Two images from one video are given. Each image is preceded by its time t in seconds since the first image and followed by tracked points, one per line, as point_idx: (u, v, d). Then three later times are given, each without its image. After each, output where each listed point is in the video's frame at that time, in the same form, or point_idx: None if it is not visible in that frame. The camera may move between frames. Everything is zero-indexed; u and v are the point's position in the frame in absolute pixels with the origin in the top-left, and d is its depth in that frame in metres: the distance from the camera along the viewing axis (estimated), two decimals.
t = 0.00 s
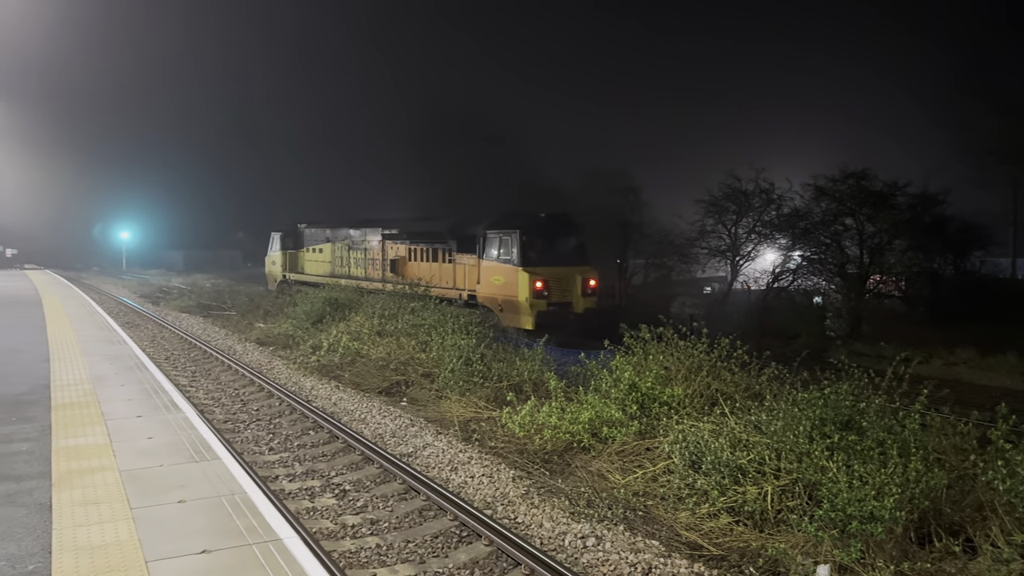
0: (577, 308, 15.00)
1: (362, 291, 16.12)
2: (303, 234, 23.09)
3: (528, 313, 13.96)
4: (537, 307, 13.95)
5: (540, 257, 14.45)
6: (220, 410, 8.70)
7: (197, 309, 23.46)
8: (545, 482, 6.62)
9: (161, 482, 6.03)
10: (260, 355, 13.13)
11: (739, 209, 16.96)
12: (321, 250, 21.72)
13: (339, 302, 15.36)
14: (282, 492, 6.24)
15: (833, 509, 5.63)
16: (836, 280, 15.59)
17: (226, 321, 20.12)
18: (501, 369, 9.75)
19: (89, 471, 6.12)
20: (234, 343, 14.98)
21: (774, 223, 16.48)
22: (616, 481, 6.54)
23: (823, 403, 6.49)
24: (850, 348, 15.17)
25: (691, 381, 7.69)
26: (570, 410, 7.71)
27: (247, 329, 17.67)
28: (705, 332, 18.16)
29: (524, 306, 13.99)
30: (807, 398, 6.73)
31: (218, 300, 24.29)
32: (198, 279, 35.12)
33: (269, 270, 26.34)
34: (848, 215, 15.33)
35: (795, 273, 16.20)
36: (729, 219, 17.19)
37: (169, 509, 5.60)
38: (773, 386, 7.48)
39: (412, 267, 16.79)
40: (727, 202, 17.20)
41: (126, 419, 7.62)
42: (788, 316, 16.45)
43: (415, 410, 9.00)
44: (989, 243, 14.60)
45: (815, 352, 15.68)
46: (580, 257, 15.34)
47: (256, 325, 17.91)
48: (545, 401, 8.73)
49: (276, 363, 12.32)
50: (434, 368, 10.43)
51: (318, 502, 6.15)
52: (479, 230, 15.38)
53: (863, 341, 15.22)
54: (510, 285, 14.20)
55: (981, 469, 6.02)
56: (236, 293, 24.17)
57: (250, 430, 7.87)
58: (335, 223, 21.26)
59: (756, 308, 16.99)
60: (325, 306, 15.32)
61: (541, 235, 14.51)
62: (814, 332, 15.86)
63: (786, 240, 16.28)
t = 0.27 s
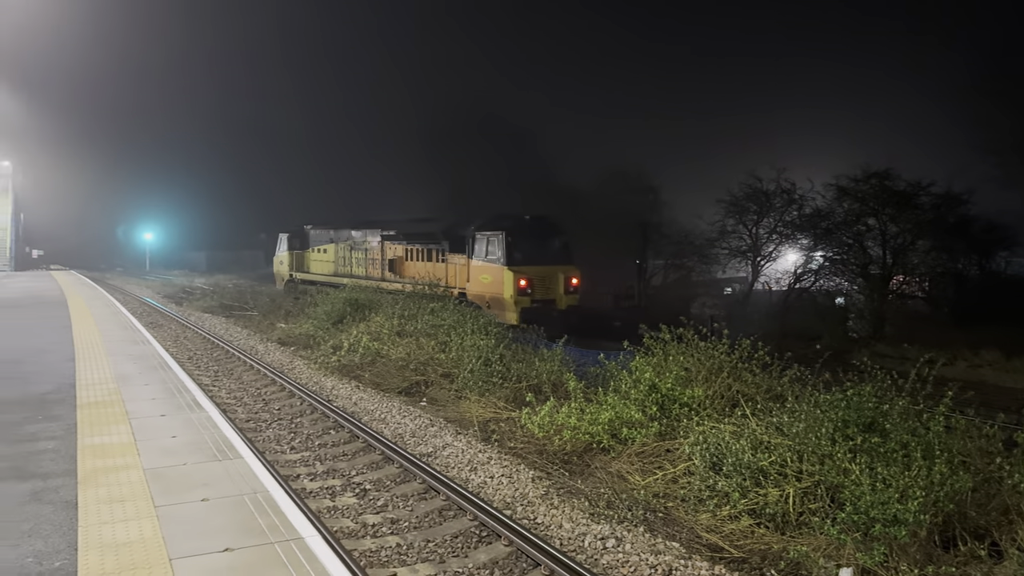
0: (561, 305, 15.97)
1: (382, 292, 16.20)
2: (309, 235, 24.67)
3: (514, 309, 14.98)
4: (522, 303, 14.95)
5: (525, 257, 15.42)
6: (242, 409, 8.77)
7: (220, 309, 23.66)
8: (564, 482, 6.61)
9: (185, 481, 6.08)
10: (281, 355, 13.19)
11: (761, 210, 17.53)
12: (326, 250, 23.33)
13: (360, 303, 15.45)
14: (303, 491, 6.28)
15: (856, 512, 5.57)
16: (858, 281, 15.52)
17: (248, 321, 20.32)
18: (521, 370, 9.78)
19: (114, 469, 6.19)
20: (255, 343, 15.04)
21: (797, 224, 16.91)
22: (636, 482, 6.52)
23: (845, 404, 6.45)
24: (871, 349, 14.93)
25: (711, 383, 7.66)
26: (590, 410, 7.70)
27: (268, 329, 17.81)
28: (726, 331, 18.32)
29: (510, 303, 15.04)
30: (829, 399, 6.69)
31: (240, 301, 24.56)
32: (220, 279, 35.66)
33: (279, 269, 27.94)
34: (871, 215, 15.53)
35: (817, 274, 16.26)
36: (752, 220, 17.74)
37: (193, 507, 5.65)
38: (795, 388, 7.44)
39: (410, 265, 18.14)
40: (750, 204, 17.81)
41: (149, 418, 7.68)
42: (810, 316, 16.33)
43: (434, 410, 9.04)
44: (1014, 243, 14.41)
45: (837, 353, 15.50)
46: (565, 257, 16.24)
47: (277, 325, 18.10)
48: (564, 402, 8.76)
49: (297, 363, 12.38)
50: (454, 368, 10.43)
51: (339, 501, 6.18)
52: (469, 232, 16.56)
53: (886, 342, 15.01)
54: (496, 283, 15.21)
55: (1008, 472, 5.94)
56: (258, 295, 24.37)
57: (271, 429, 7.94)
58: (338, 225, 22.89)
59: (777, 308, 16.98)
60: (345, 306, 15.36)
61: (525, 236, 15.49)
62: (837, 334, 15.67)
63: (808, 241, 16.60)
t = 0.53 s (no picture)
0: (545, 302, 17.91)
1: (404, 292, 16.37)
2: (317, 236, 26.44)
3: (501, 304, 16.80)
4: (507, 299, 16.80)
5: (511, 258, 17.37)
6: (266, 408, 8.87)
7: (244, 309, 23.96)
8: (586, 484, 6.60)
9: (210, 480, 6.12)
10: (305, 355, 13.30)
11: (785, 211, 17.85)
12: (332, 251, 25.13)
13: (382, 303, 15.61)
14: (326, 490, 6.31)
15: (882, 515, 5.49)
16: (884, 282, 15.73)
17: (272, 321, 20.56)
18: (542, 370, 9.83)
19: (141, 468, 6.26)
20: (279, 343, 15.21)
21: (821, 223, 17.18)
22: (658, 484, 6.49)
23: (871, 407, 6.39)
24: (898, 351, 14.90)
25: (735, 384, 7.61)
26: (611, 412, 7.69)
27: (292, 329, 17.99)
28: (751, 332, 18.88)
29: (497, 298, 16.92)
30: (855, 401, 6.63)
31: (264, 301, 24.89)
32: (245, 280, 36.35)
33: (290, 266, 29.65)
34: (897, 215, 15.65)
35: (842, 275, 16.62)
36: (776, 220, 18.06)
37: (218, 506, 5.69)
38: (821, 390, 7.37)
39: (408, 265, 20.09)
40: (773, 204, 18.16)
41: (175, 417, 7.77)
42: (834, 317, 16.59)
43: (456, 411, 9.10)
44: None
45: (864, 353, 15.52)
46: (549, 257, 18.20)
47: (300, 325, 18.31)
48: (585, 403, 8.78)
49: (320, 363, 12.49)
50: (475, 369, 10.47)
51: (362, 501, 6.21)
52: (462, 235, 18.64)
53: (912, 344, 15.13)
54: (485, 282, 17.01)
55: None
56: (282, 296, 24.62)
57: (295, 429, 8.01)
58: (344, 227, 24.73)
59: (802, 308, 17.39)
60: (368, 306, 15.59)
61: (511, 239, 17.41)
62: (861, 335, 15.72)
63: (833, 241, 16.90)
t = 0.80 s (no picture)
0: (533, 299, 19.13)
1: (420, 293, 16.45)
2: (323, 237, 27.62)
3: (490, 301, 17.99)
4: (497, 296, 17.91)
5: (501, 257, 18.69)
6: (284, 408, 8.94)
7: (262, 309, 24.08)
8: (603, 485, 6.58)
9: (229, 479, 6.16)
10: (322, 355, 13.35)
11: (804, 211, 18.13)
12: (336, 252, 26.42)
13: (398, 303, 15.68)
14: (343, 489, 6.34)
15: (903, 518, 5.42)
16: (904, 283, 15.89)
17: (289, 321, 20.64)
18: (558, 371, 9.86)
19: (160, 467, 6.30)
20: (297, 343, 15.23)
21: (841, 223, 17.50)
22: (675, 486, 6.46)
23: (891, 410, 6.34)
24: (919, 352, 15.04)
25: (753, 386, 7.57)
26: (628, 413, 7.68)
27: (309, 330, 18.05)
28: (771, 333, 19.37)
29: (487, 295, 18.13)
30: (875, 403, 6.58)
31: (281, 301, 25.04)
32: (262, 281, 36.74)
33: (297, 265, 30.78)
34: (918, 215, 15.80)
35: (862, 275, 16.83)
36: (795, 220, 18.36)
37: (237, 505, 5.72)
38: (840, 392, 7.33)
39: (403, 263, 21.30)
40: (792, 203, 18.46)
41: (195, 416, 7.84)
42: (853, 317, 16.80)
43: (472, 411, 9.13)
44: None
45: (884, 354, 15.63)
46: (537, 256, 19.45)
47: (318, 325, 18.36)
48: (601, 404, 8.79)
49: (338, 363, 12.54)
50: (491, 369, 10.49)
51: (379, 501, 6.23)
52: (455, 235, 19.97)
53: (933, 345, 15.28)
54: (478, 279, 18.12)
55: None
56: (299, 297, 24.64)
57: (312, 428, 8.07)
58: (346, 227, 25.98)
59: (821, 308, 17.68)
60: (384, 307, 15.62)
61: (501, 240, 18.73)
62: (882, 335, 15.85)
63: (853, 241, 17.13)
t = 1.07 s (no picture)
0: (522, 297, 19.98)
1: (435, 293, 16.55)
2: (326, 237, 28.55)
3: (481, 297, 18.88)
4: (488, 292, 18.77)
5: (492, 255, 19.49)
6: (301, 407, 9.00)
7: (279, 309, 24.18)
8: (618, 486, 6.57)
9: (247, 478, 6.20)
10: (338, 355, 13.41)
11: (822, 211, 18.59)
12: (338, 251, 27.41)
13: (413, 304, 15.77)
14: (360, 489, 6.37)
15: (921, 520, 5.36)
16: (923, 283, 16.04)
17: (306, 321, 20.77)
18: (573, 372, 9.88)
19: (178, 465, 6.35)
20: (313, 343, 15.24)
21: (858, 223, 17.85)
22: (691, 487, 6.44)
23: (909, 411, 6.29)
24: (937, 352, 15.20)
25: (769, 387, 7.54)
26: (643, 414, 7.67)
27: (325, 329, 18.15)
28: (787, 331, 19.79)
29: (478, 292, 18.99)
30: (893, 405, 6.54)
31: (298, 301, 25.23)
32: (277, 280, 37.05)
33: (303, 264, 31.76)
34: (936, 214, 16.01)
35: (879, 275, 16.97)
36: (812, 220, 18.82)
37: (254, 504, 5.75)
38: (858, 393, 7.29)
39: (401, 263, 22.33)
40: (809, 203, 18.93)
41: (213, 415, 7.90)
42: (871, 318, 16.92)
43: (487, 411, 9.15)
44: None
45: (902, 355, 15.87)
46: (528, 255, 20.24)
47: (334, 325, 18.49)
48: (616, 405, 8.80)
49: (354, 363, 12.58)
50: (506, 369, 10.54)
51: (394, 500, 6.25)
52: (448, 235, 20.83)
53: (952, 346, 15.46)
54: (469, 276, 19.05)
55: None
56: (316, 298, 24.76)
57: (328, 427, 8.13)
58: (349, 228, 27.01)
59: (839, 309, 17.84)
60: (400, 307, 15.69)
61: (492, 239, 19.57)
62: (900, 337, 16.13)
63: (870, 241, 17.41)
